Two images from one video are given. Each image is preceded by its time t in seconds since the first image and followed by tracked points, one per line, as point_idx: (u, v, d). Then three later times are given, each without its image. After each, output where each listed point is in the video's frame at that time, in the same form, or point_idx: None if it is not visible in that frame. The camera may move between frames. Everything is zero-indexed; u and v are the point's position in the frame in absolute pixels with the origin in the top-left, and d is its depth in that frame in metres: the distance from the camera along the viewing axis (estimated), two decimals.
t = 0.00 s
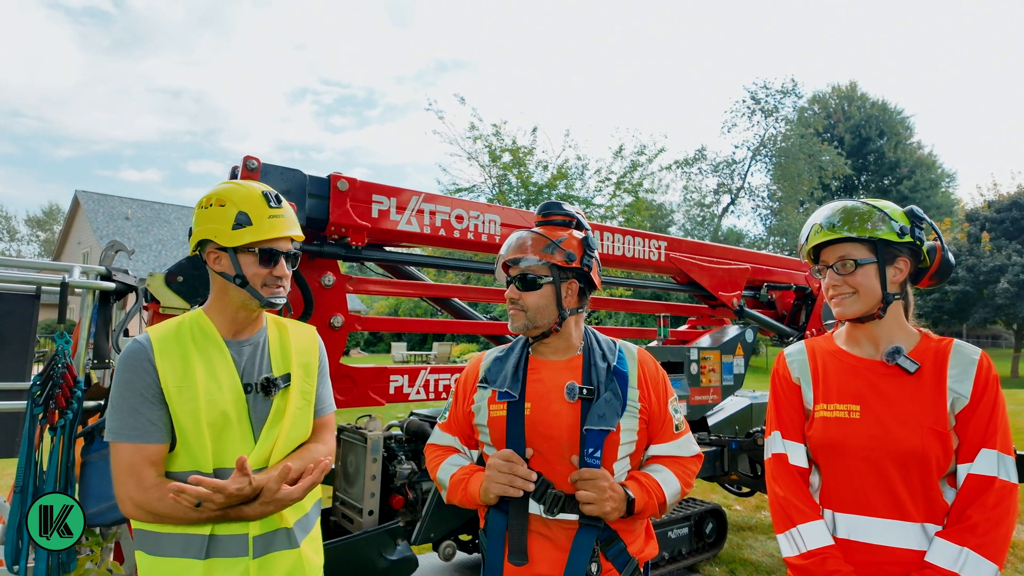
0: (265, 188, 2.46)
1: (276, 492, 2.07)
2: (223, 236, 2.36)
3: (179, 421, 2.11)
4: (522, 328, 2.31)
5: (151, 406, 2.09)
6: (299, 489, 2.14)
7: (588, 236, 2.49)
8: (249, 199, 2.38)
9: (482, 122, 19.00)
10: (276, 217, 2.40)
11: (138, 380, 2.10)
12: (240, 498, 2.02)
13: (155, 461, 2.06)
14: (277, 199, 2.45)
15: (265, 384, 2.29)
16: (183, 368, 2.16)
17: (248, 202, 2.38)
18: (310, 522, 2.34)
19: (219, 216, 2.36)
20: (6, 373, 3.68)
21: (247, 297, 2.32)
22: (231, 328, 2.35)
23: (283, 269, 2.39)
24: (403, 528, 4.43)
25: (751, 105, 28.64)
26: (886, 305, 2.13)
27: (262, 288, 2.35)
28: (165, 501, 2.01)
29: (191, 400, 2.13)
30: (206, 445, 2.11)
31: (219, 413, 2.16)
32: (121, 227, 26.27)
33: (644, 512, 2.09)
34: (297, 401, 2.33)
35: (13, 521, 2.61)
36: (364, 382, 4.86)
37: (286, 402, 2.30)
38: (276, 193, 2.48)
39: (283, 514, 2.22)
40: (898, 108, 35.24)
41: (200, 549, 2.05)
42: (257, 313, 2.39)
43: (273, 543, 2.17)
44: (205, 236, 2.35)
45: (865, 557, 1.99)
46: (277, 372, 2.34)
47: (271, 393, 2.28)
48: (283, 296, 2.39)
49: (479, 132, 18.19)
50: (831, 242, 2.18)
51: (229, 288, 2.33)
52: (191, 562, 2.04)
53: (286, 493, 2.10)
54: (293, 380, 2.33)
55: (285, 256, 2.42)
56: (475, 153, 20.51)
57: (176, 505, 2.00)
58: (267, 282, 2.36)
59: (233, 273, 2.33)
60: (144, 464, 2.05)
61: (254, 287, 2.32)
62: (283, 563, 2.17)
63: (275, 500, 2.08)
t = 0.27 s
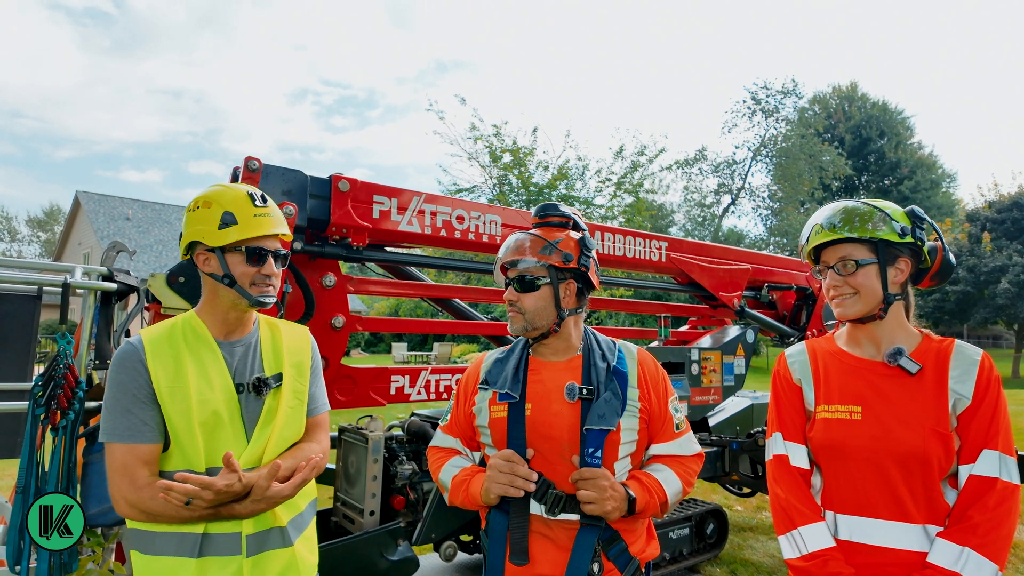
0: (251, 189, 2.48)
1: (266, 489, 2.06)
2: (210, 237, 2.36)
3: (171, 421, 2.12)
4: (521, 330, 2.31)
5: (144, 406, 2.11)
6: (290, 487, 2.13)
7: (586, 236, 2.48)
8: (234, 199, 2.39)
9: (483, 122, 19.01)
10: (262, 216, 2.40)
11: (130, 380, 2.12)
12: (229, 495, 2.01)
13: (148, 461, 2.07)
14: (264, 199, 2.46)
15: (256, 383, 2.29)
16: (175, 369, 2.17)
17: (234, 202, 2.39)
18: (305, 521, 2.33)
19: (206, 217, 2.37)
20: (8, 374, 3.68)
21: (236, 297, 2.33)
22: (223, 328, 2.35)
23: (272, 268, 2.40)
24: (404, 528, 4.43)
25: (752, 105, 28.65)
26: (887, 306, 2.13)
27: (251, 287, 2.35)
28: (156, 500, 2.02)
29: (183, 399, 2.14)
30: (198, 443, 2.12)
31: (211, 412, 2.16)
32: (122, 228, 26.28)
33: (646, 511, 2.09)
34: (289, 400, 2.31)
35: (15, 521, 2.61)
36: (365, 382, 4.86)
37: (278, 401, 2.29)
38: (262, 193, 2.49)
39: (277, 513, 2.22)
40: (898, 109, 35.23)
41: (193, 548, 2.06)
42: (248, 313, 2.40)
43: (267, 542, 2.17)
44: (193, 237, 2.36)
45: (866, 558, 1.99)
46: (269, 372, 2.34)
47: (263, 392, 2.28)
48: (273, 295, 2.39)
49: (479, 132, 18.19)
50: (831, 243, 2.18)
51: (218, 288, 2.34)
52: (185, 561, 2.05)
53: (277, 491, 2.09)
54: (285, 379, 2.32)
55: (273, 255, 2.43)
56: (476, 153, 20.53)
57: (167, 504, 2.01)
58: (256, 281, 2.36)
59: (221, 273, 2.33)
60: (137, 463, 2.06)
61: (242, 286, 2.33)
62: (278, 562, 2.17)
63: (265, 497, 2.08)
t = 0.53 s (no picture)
0: (248, 186, 2.48)
1: (260, 485, 2.06)
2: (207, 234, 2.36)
3: (167, 417, 2.12)
4: (521, 327, 2.31)
5: (141, 402, 2.12)
6: (285, 483, 2.12)
7: (586, 233, 2.47)
8: (230, 195, 2.38)
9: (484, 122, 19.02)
10: (259, 212, 2.39)
11: (128, 376, 2.13)
12: (223, 490, 2.01)
13: (145, 456, 2.08)
14: (261, 195, 2.45)
15: (253, 380, 2.28)
16: (173, 364, 2.18)
17: (230, 198, 2.38)
18: (302, 519, 2.33)
19: (203, 214, 2.37)
20: (10, 372, 3.68)
21: (233, 293, 2.32)
22: (221, 326, 2.35)
23: (269, 264, 2.39)
24: (405, 527, 4.43)
25: (752, 105, 28.65)
26: (891, 302, 2.12)
27: (248, 283, 2.35)
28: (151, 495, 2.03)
29: (180, 395, 2.14)
30: (194, 439, 2.12)
31: (207, 408, 2.16)
32: (122, 228, 26.29)
33: (648, 508, 2.08)
34: (287, 397, 2.31)
35: (16, 520, 2.61)
36: (367, 381, 4.86)
37: (275, 399, 2.29)
38: (260, 189, 2.48)
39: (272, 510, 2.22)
40: (899, 109, 35.21)
41: (188, 544, 2.07)
42: (246, 311, 2.39)
43: (262, 539, 2.17)
44: (190, 234, 2.36)
45: (870, 557, 1.98)
46: (267, 369, 2.33)
47: (260, 389, 2.27)
48: (270, 291, 2.39)
49: (480, 132, 18.19)
50: (834, 239, 2.17)
51: (216, 285, 2.34)
52: (180, 557, 2.06)
53: (271, 487, 2.09)
54: (283, 377, 2.31)
55: (270, 252, 2.42)
56: (477, 153, 20.53)
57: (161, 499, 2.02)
58: (252, 277, 2.36)
59: (218, 269, 2.33)
60: (134, 458, 2.07)
61: (239, 282, 2.33)
62: (273, 559, 2.17)
63: (259, 493, 2.07)
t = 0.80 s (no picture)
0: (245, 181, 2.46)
1: (254, 481, 2.06)
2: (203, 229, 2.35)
3: (164, 412, 2.11)
4: (523, 323, 2.29)
5: (138, 397, 2.10)
6: (277, 479, 2.11)
7: (587, 228, 2.45)
8: (226, 190, 2.37)
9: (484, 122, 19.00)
10: (254, 207, 2.38)
11: (125, 371, 2.11)
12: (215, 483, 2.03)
13: (141, 452, 2.07)
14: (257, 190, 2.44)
15: (252, 375, 2.26)
16: (170, 359, 2.16)
17: (226, 193, 2.37)
18: (300, 516, 2.30)
19: (199, 209, 2.36)
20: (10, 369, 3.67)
21: (229, 288, 2.31)
22: (220, 322, 2.34)
23: (266, 259, 2.38)
24: (407, 525, 4.41)
25: (753, 105, 28.59)
26: (898, 297, 2.10)
27: (244, 278, 2.34)
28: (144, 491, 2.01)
29: (176, 390, 2.13)
30: (190, 434, 2.11)
31: (204, 403, 2.15)
32: (122, 227, 26.27)
33: (653, 503, 2.06)
34: (285, 393, 2.30)
35: (16, 518, 2.58)
36: (368, 378, 4.84)
37: (273, 394, 2.27)
38: (255, 184, 2.47)
39: (269, 506, 2.19)
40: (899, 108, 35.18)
41: (185, 540, 2.06)
42: (245, 307, 2.38)
43: (259, 537, 2.15)
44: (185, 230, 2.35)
45: (877, 555, 1.97)
46: (266, 364, 2.32)
47: (259, 383, 2.25)
48: (266, 287, 2.37)
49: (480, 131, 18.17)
50: (841, 233, 2.15)
51: (213, 281, 2.33)
52: (177, 553, 2.05)
53: (264, 482, 2.08)
54: (282, 371, 2.31)
55: (266, 247, 2.41)
56: (477, 153, 20.51)
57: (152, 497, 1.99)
58: (249, 272, 2.35)
59: (215, 265, 2.32)
60: (129, 454, 2.05)
61: (235, 278, 2.32)
62: (270, 556, 2.15)
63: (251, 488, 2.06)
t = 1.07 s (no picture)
0: (243, 176, 2.44)
1: (250, 476, 2.01)
2: (200, 224, 2.33)
3: (162, 410, 2.08)
4: (526, 320, 2.26)
5: (135, 394, 2.07)
6: (275, 475, 2.07)
7: (590, 224, 2.42)
8: (223, 184, 2.35)
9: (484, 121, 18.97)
10: (252, 202, 2.35)
11: (122, 368, 2.08)
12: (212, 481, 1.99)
13: (139, 450, 2.04)
14: (254, 185, 2.42)
15: (252, 370, 2.24)
16: (167, 356, 2.13)
17: (223, 188, 2.35)
18: (300, 516, 2.26)
19: (196, 204, 2.34)
20: (9, 368, 3.63)
21: (227, 284, 2.28)
22: (219, 318, 2.31)
23: (263, 255, 2.35)
24: (408, 525, 4.38)
25: (753, 105, 28.58)
26: (910, 293, 2.07)
27: (242, 274, 2.30)
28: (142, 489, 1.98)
29: (174, 387, 2.10)
30: (188, 431, 2.08)
31: (202, 399, 2.12)
32: (121, 227, 26.22)
33: (661, 502, 2.04)
34: (284, 389, 2.28)
35: (14, 518, 2.56)
36: (369, 377, 4.81)
37: (273, 390, 2.24)
38: (253, 179, 2.45)
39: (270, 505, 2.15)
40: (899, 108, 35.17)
41: (184, 540, 2.03)
42: (244, 304, 2.35)
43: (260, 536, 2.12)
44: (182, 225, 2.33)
45: (888, 554, 1.94)
46: (266, 359, 2.29)
47: (258, 379, 2.23)
48: (265, 282, 2.34)
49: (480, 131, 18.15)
50: (850, 229, 2.12)
51: (210, 277, 2.30)
52: (176, 552, 2.02)
53: (262, 477, 2.04)
54: (282, 367, 2.28)
55: (264, 242, 2.38)
56: (477, 152, 20.49)
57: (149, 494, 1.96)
58: (247, 267, 2.31)
59: (212, 260, 2.29)
60: (126, 453, 2.02)
61: (232, 273, 2.29)
62: (271, 556, 2.12)
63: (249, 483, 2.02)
